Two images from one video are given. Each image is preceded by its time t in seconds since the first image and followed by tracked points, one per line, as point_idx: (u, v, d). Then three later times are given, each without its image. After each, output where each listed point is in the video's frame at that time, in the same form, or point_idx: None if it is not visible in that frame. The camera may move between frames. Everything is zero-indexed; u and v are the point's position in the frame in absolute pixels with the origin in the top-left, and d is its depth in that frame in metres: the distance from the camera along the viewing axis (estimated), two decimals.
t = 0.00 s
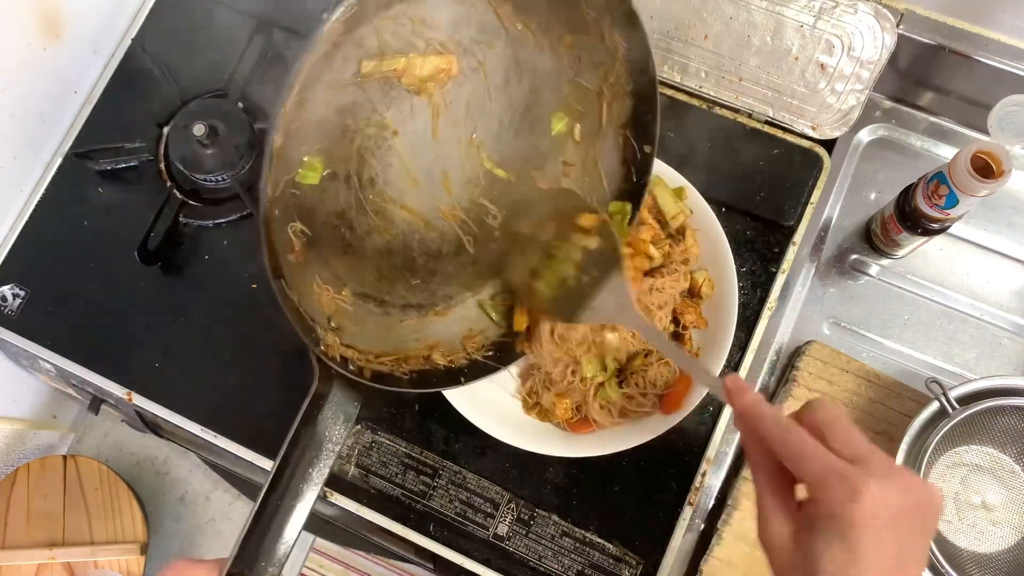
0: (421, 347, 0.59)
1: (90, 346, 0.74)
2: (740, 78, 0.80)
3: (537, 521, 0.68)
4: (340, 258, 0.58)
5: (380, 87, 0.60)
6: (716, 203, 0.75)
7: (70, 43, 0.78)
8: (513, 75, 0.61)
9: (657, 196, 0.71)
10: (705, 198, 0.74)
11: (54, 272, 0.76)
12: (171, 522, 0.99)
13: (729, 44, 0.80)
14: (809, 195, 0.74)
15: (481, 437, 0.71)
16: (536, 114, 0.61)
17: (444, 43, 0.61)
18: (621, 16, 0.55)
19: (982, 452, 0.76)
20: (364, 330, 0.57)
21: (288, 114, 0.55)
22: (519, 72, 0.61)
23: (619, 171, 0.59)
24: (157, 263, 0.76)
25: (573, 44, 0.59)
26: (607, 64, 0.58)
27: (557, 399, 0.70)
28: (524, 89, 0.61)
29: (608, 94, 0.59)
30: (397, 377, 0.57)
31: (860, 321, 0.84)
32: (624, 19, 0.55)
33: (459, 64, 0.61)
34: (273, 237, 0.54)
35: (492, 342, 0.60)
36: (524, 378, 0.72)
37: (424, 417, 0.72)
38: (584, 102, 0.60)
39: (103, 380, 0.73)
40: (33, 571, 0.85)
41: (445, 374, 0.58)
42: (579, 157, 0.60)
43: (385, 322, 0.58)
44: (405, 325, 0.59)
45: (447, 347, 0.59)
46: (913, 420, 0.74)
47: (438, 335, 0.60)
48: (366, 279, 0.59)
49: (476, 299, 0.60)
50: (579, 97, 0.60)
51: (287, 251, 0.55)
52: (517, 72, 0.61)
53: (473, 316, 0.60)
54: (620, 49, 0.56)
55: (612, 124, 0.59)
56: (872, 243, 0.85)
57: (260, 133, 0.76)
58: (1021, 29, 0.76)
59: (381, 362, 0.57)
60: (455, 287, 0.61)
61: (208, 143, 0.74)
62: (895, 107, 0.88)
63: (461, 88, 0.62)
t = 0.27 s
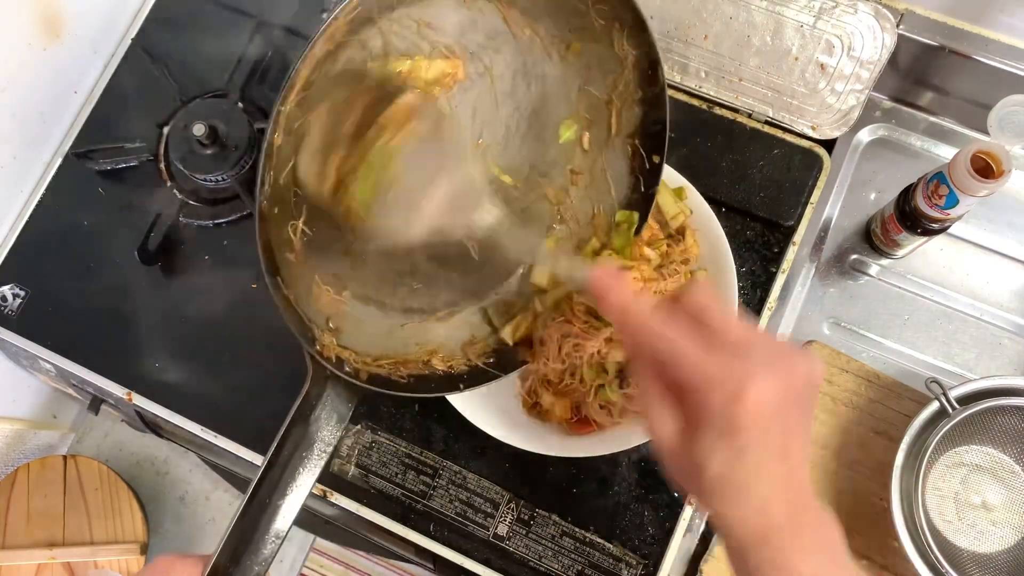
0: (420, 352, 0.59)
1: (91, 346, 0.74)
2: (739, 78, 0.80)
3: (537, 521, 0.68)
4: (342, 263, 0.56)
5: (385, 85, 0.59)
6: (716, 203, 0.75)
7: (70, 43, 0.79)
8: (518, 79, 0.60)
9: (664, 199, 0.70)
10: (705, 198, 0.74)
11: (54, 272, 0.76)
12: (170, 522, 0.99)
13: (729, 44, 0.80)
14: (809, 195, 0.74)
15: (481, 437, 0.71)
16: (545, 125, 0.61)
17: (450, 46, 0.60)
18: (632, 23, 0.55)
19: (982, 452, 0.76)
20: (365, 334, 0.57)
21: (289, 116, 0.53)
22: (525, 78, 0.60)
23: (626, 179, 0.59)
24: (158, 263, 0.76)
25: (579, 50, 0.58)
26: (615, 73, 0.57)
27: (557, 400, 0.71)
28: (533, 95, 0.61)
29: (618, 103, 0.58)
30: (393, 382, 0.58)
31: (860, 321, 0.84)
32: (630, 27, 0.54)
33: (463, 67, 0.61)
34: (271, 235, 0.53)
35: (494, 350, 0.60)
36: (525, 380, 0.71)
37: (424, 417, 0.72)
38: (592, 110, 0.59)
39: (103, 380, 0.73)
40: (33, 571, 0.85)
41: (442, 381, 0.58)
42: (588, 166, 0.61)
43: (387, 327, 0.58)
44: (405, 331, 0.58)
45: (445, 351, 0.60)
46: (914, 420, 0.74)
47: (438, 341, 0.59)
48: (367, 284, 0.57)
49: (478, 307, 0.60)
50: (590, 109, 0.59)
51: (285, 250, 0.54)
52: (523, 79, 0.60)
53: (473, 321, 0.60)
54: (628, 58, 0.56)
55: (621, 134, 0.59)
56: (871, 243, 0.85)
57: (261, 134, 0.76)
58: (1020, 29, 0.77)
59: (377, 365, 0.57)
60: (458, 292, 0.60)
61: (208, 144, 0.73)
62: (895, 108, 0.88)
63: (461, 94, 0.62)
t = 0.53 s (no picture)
0: (418, 346, 0.59)
1: (91, 346, 0.74)
2: (739, 78, 0.80)
3: (537, 521, 0.68)
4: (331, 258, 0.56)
5: (368, 84, 0.58)
6: (716, 203, 0.75)
7: (70, 43, 0.78)
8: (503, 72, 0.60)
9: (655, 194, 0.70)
10: (705, 198, 0.74)
11: (54, 273, 0.76)
12: (170, 522, 0.99)
13: (729, 44, 0.80)
14: (809, 195, 0.74)
15: (481, 437, 0.71)
16: (528, 114, 0.61)
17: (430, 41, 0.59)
18: (608, 10, 0.56)
19: (982, 452, 0.76)
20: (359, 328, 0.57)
21: (270, 113, 0.53)
22: (508, 70, 0.60)
23: (613, 165, 0.61)
24: (158, 263, 0.76)
25: (559, 41, 0.58)
26: (597, 60, 0.59)
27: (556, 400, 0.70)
28: (517, 87, 0.60)
29: (601, 90, 0.60)
30: (389, 373, 0.58)
31: (860, 321, 0.84)
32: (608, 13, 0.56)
33: (446, 60, 0.59)
34: (260, 234, 0.53)
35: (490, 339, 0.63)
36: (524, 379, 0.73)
37: (424, 418, 0.72)
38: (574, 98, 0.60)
39: (103, 380, 0.73)
40: (33, 571, 0.85)
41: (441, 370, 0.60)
42: (575, 154, 0.60)
43: (377, 320, 0.57)
44: (402, 325, 0.59)
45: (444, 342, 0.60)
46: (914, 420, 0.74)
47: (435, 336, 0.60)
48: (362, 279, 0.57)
49: (473, 296, 0.62)
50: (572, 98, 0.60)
51: (275, 247, 0.54)
52: (505, 69, 0.60)
53: (472, 313, 0.62)
54: (608, 45, 0.57)
55: (606, 121, 0.60)
56: (871, 243, 0.85)
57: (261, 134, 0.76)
58: (1021, 29, 0.76)
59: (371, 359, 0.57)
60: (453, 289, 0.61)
61: (208, 144, 0.73)
62: (895, 107, 0.88)
63: (444, 88, 0.60)
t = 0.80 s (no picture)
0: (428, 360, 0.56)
1: (91, 346, 0.74)
2: (739, 79, 0.80)
3: (537, 521, 0.68)
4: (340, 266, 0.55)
5: (384, 94, 0.58)
6: (716, 203, 0.75)
7: (71, 43, 0.78)
8: (526, 90, 0.60)
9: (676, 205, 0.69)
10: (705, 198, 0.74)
11: (54, 273, 0.76)
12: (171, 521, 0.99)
13: (729, 44, 0.80)
14: (809, 195, 0.74)
15: (481, 437, 0.71)
16: (552, 130, 0.60)
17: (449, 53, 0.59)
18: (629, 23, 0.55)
19: (982, 452, 0.76)
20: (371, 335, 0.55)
21: (281, 119, 0.53)
22: (529, 85, 0.60)
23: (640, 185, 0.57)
24: (157, 263, 0.76)
25: (579, 56, 0.59)
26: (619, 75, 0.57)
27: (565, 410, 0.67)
28: (538, 103, 0.60)
29: (626, 108, 0.58)
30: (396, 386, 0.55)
31: (860, 321, 0.84)
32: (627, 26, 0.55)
33: (465, 73, 0.60)
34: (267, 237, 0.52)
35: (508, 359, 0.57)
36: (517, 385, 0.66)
37: (424, 418, 0.71)
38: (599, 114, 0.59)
39: (103, 380, 0.73)
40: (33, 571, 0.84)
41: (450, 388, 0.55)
42: (599, 173, 0.59)
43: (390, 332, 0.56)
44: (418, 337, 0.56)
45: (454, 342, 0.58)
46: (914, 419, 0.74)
47: (449, 352, 0.56)
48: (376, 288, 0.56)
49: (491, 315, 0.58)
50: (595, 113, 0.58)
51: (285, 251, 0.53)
52: (527, 85, 0.60)
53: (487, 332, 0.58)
54: (631, 59, 0.56)
55: (632, 138, 0.57)
56: (871, 243, 0.85)
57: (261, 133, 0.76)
58: (1020, 29, 0.77)
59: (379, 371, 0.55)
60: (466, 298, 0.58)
61: (208, 144, 0.73)
62: (896, 107, 0.88)
63: (463, 101, 0.60)
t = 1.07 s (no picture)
0: (437, 377, 0.58)
1: (91, 346, 0.74)
2: (739, 78, 0.80)
3: (537, 521, 0.68)
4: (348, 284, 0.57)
5: (400, 109, 0.59)
6: (716, 203, 0.75)
7: (71, 43, 0.78)
8: (546, 108, 0.61)
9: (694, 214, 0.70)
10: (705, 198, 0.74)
11: (54, 272, 0.76)
12: (170, 522, 0.99)
13: (729, 44, 0.80)
14: (809, 195, 0.74)
15: (481, 437, 0.71)
16: (572, 150, 0.60)
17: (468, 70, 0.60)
18: (652, 43, 0.55)
19: (982, 452, 0.76)
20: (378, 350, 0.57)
21: (293, 129, 0.54)
22: (548, 104, 0.61)
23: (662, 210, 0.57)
24: (157, 263, 0.76)
25: (603, 74, 0.59)
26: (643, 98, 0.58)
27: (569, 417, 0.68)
28: (558, 121, 0.61)
29: (649, 128, 0.58)
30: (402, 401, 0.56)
31: (860, 321, 0.84)
32: (651, 46, 0.55)
33: (484, 88, 0.60)
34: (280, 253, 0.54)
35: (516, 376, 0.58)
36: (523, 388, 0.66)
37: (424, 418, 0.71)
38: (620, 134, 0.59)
39: (103, 380, 0.73)
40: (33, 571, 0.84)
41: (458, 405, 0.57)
42: (620, 196, 0.60)
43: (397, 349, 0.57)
44: (423, 354, 0.58)
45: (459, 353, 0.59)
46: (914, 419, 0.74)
47: (455, 367, 0.58)
48: (383, 303, 0.57)
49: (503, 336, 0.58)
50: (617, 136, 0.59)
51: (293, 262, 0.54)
52: (548, 103, 0.61)
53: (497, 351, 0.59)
54: (655, 79, 0.56)
55: (655, 162, 0.58)
56: (872, 243, 0.85)
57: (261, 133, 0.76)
58: (1020, 29, 0.77)
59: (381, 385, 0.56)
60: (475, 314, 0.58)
61: (208, 144, 0.73)
62: (895, 107, 0.87)
63: (481, 117, 0.60)
